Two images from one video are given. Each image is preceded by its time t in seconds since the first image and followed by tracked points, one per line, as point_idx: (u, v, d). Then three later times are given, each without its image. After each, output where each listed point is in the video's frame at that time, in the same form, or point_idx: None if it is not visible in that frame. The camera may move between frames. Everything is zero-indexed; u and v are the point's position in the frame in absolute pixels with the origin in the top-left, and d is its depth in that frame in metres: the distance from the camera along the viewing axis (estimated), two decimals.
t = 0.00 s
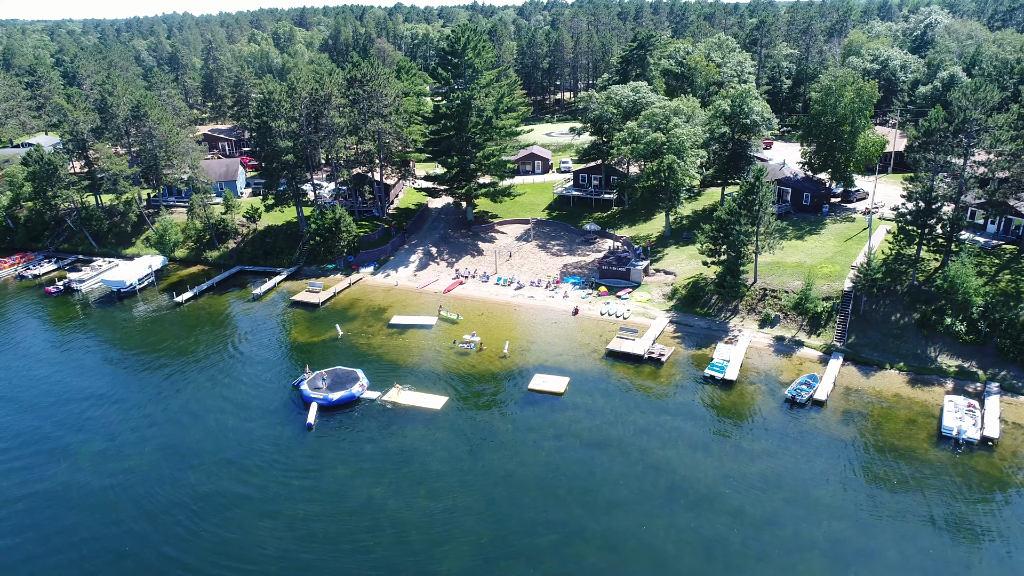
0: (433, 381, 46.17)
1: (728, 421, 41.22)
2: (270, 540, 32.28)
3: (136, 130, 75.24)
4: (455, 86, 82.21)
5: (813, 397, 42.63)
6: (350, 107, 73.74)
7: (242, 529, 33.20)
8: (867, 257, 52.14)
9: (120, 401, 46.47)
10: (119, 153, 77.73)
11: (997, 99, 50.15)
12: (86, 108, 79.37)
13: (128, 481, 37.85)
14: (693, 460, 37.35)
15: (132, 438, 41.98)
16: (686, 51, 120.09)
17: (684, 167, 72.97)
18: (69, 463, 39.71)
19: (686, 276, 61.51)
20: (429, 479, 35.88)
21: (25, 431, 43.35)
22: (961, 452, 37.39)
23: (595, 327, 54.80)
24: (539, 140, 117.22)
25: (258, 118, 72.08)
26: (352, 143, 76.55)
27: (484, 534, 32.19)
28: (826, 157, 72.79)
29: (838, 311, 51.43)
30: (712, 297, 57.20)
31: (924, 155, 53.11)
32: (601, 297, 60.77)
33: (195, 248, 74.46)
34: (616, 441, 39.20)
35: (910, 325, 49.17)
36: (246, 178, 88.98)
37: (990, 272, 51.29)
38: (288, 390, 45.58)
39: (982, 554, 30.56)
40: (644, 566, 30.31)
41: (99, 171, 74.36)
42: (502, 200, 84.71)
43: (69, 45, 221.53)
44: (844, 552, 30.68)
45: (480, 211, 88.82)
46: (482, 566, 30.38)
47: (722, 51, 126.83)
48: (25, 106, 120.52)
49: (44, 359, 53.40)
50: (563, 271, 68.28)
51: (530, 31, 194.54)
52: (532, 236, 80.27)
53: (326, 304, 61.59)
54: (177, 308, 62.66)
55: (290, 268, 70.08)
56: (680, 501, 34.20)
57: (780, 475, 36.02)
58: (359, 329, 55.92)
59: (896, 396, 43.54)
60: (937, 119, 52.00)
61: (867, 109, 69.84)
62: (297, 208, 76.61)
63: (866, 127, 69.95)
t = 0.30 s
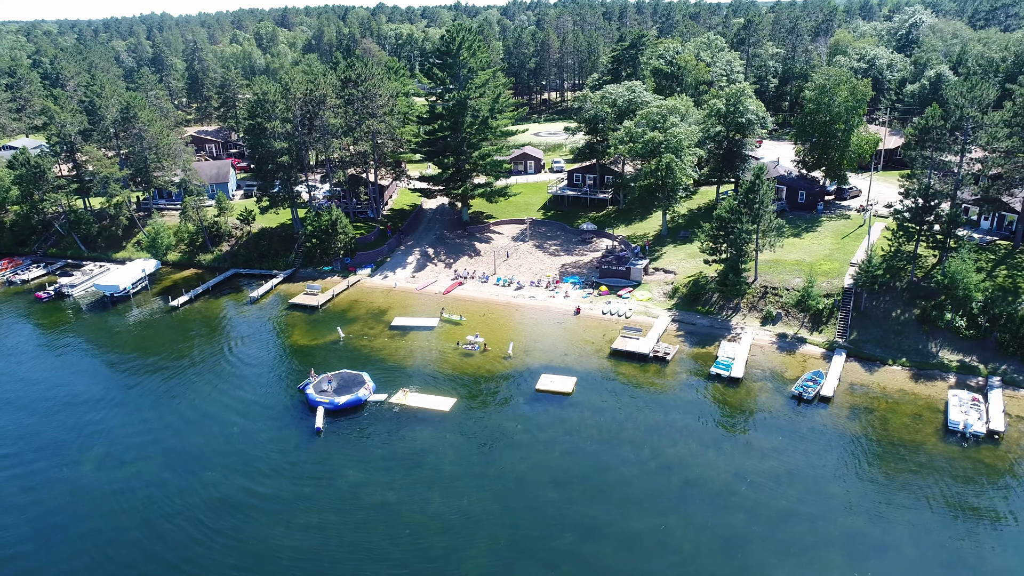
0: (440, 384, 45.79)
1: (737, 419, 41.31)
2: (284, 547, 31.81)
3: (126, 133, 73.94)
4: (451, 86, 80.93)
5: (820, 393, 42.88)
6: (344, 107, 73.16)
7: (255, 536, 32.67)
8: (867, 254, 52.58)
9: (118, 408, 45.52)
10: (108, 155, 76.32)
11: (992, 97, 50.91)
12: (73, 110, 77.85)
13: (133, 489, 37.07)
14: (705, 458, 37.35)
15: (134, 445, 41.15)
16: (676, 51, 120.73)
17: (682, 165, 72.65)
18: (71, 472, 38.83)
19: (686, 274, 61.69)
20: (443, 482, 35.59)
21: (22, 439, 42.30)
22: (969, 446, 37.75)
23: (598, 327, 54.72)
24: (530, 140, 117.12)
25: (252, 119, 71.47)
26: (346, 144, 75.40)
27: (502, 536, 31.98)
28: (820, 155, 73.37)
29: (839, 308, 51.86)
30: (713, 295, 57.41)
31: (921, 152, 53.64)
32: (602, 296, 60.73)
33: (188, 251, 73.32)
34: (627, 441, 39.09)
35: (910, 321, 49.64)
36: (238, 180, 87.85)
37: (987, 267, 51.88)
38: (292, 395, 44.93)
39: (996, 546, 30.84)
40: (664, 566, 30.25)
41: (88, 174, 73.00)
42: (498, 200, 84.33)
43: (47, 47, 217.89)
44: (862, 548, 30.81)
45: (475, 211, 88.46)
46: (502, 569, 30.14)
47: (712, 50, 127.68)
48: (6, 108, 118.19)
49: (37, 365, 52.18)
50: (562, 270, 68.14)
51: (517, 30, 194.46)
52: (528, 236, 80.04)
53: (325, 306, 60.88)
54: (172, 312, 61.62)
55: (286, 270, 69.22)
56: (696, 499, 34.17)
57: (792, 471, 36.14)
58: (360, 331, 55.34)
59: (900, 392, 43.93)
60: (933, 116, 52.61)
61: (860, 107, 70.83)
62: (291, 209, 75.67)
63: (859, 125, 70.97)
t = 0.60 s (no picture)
0: (451, 385, 45.54)
1: (751, 417, 41.41)
2: (305, 550, 31.44)
3: (121, 134, 72.82)
4: (450, 86, 80.17)
5: (831, 390, 43.12)
6: (343, 107, 72.77)
7: (274, 542, 32.19)
8: (872, 251, 53.00)
9: (123, 414, 44.72)
10: (102, 157, 75.13)
11: (992, 95, 51.52)
12: (65, 111, 76.52)
13: (145, 495, 36.42)
14: (721, 455, 37.40)
15: (143, 450, 40.48)
16: (669, 51, 121.22)
17: (685, 164, 72.78)
18: (80, 478, 38.15)
19: (690, 273, 61.94)
20: (461, 484, 35.33)
21: (25, 447, 41.41)
22: (980, 440, 38.12)
23: (605, 326, 54.66)
24: (526, 140, 116.98)
25: (253, 120, 70.20)
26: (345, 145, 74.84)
27: (525, 537, 31.74)
28: (818, 153, 73.92)
29: (845, 305, 52.33)
30: (718, 293, 57.62)
31: (922, 150, 53.98)
32: (607, 296, 60.74)
33: (185, 254, 72.36)
34: (642, 439, 39.08)
35: (915, 317, 50.12)
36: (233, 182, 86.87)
37: (988, 263, 52.53)
38: (301, 397, 44.45)
39: (1014, 539, 31.13)
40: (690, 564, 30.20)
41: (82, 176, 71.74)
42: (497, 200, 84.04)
43: (27, 47, 214.72)
44: (883, 544, 30.95)
45: (474, 211, 88.16)
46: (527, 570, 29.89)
47: (704, 50, 128.41)
48: None
49: (35, 372, 51.14)
50: (565, 270, 68.08)
51: (507, 30, 194.26)
52: (529, 236, 79.86)
53: (329, 308, 60.31)
54: (173, 316, 60.74)
55: (286, 272, 68.52)
56: (716, 497, 34.17)
57: (809, 468, 36.29)
58: (366, 333, 54.89)
59: (909, 387, 44.22)
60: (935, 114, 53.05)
61: (860, 105, 71.18)
62: (289, 211, 74.86)
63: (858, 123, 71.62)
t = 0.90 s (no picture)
0: (464, 386, 45.27)
1: (766, 415, 41.47)
2: (329, 556, 31.09)
3: (118, 135, 71.78)
4: (451, 86, 79.45)
5: (844, 386, 43.30)
6: (345, 108, 72.11)
7: (296, 547, 31.82)
8: (878, 249, 53.37)
9: (131, 419, 44.03)
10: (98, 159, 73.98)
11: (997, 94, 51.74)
12: (60, 112, 75.31)
13: (161, 501, 35.91)
14: (740, 453, 37.39)
15: (155, 456, 39.88)
16: (665, 50, 121.75)
17: (688, 162, 73.16)
18: (93, 485, 37.50)
19: (696, 271, 62.11)
20: (482, 485, 35.12)
21: (34, 453, 40.72)
22: (994, 435, 38.52)
23: (615, 325, 54.65)
24: (523, 139, 116.96)
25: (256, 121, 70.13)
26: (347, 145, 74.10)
27: (550, 538, 31.58)
28: (819, 151, 74.49)
29: (853, 302, 52.57)
30: (725, 291, 57.78)
31: (927, 148, 54.31)
32: (614, 295, 60.76)
33: (185, 256, 71.43)
34: (660, 438, 39.03)
35: (922, 314, 50.45)
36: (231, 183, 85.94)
37: (993, 260, 53.06)
38: (314, 400, 44.02)
39: None
40: (718, 562, 30.17)
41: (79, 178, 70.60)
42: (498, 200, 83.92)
43: (11, 47, 211.64)
44: (907, 540, 31.07)
45: (475, 211, 87.92)
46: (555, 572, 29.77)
47: (700, 49, 129.17)
48: None
49: (37, 377, 50.27)
50: (570, 270, 68.03)
51: (499, 30, 194.50)
52: (531, 236, 79.72)
53: (334, 309, 59.82)
54: (176, 319, 59.95)
55: (289, 274, 67.86)
56: (738, 495, 34.15)
57: (828, 464, 36.40)
58: (374, 334, 54.47)
59: (921, 384, 44.51)
60: (940, 112, 53.38)
61: (860, 105, 71.65)
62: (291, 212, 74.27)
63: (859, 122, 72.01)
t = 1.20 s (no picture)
0: (479, 386, 45.03)
1: (782, 412, 41.61)
2: (353, 560, 30.79)
3: (115, 136, 70.71)
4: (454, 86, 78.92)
5: (857, 382, 43.61)
6: (347, 108, 71.47)
7: (319, 551, 31.51)
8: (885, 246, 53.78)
9: (141, 424, 43.45)
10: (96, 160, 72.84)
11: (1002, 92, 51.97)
12: (56, 113, 74.09)
13: (178, 507, 35.41)
14: (759, 451, 37.47)
15: (169, 461, 39.34)
16: (661, 50, 122.27)
17: (693, 161, 73.05)
18: (106, 492, 36.93)
19: (703, 270, 62.34)
20: (504, 486, 34.95)
21: (44, 461, 40.07)
22: (1008, 429, 38.87)
23: (625, 324, 54.67)
24: (520, 139, 116.85)
25: (260, 122, 68.41)
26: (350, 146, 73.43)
27: (576, 539, 31.52)
28: (820, 150, 74.88)
29: (861, 299, 52.97)
30: (733, 290, 58.05)
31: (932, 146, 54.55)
32: (622, 294, 60.81)
33: (186, 258, 70.38)
34: (679, 436, 39.02)
35: (930, 310, 50.89)
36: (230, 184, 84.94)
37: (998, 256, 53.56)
38: (327, 402, 43.61)
39: None
40: (745, 559, 30.10)
41: (77, 179, 69.44)
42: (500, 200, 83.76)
43: None
44: (932, 535, 31.19)
45: (476, 211, 87.65)
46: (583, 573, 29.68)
47: (695, 49, 129.84)
48: None
49: (41, 382, 49.49)
50: (575, 269, 68.01)
51: (492, 31, 194.47)
52: (534, 236, 79.65)
53: (341, 311, 59.38)
54: (180, 321, 59.20)
55: (292, 275, 67.22)
56: (760, 492, 34.09)
57: (847, 460, 36.49)
58: (383, 335, 54.12)
59: (932, 378, 44.85)
60: (944, 110, 53.26)
61: (860, 103, 72.24)
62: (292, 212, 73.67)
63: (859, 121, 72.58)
